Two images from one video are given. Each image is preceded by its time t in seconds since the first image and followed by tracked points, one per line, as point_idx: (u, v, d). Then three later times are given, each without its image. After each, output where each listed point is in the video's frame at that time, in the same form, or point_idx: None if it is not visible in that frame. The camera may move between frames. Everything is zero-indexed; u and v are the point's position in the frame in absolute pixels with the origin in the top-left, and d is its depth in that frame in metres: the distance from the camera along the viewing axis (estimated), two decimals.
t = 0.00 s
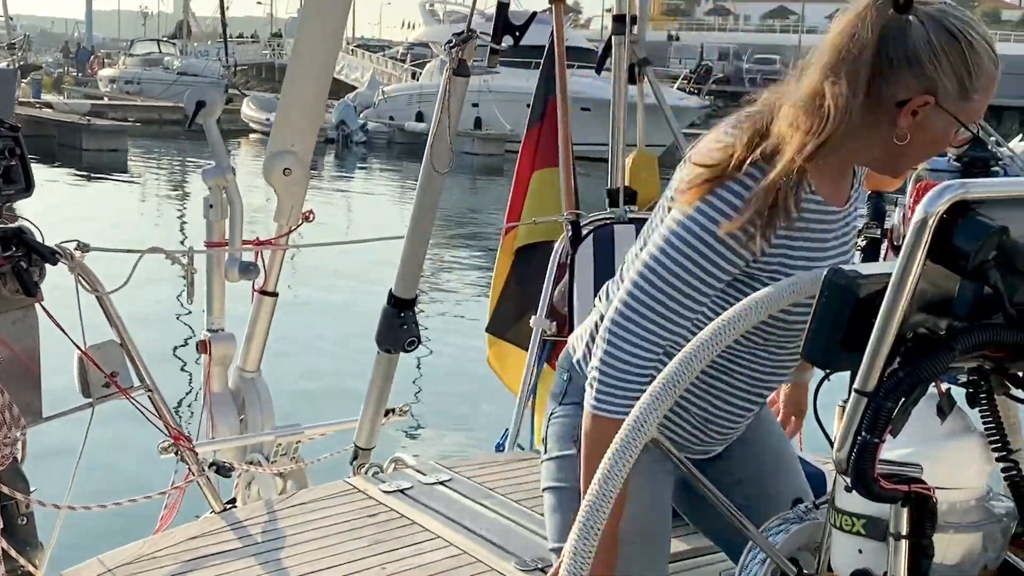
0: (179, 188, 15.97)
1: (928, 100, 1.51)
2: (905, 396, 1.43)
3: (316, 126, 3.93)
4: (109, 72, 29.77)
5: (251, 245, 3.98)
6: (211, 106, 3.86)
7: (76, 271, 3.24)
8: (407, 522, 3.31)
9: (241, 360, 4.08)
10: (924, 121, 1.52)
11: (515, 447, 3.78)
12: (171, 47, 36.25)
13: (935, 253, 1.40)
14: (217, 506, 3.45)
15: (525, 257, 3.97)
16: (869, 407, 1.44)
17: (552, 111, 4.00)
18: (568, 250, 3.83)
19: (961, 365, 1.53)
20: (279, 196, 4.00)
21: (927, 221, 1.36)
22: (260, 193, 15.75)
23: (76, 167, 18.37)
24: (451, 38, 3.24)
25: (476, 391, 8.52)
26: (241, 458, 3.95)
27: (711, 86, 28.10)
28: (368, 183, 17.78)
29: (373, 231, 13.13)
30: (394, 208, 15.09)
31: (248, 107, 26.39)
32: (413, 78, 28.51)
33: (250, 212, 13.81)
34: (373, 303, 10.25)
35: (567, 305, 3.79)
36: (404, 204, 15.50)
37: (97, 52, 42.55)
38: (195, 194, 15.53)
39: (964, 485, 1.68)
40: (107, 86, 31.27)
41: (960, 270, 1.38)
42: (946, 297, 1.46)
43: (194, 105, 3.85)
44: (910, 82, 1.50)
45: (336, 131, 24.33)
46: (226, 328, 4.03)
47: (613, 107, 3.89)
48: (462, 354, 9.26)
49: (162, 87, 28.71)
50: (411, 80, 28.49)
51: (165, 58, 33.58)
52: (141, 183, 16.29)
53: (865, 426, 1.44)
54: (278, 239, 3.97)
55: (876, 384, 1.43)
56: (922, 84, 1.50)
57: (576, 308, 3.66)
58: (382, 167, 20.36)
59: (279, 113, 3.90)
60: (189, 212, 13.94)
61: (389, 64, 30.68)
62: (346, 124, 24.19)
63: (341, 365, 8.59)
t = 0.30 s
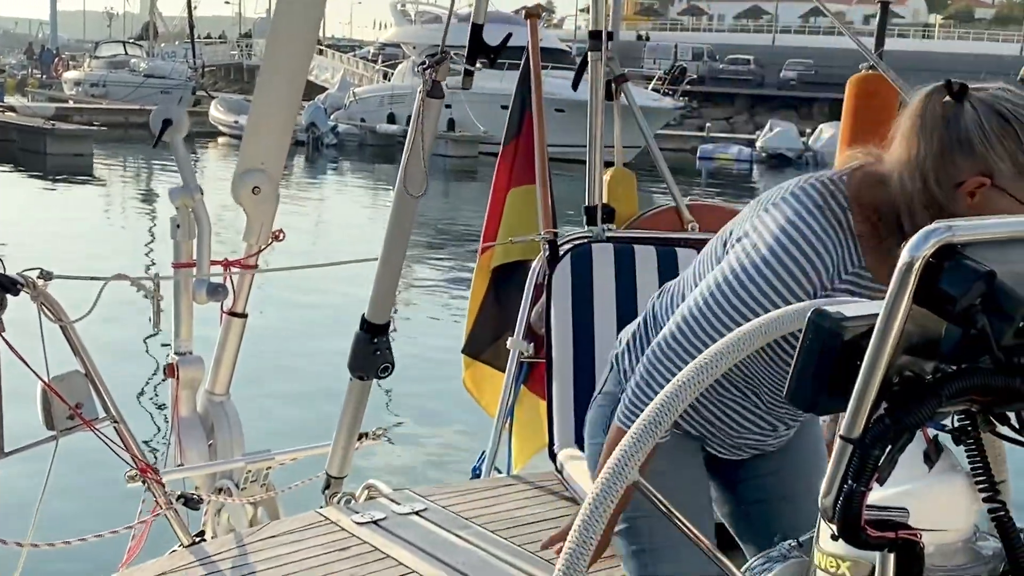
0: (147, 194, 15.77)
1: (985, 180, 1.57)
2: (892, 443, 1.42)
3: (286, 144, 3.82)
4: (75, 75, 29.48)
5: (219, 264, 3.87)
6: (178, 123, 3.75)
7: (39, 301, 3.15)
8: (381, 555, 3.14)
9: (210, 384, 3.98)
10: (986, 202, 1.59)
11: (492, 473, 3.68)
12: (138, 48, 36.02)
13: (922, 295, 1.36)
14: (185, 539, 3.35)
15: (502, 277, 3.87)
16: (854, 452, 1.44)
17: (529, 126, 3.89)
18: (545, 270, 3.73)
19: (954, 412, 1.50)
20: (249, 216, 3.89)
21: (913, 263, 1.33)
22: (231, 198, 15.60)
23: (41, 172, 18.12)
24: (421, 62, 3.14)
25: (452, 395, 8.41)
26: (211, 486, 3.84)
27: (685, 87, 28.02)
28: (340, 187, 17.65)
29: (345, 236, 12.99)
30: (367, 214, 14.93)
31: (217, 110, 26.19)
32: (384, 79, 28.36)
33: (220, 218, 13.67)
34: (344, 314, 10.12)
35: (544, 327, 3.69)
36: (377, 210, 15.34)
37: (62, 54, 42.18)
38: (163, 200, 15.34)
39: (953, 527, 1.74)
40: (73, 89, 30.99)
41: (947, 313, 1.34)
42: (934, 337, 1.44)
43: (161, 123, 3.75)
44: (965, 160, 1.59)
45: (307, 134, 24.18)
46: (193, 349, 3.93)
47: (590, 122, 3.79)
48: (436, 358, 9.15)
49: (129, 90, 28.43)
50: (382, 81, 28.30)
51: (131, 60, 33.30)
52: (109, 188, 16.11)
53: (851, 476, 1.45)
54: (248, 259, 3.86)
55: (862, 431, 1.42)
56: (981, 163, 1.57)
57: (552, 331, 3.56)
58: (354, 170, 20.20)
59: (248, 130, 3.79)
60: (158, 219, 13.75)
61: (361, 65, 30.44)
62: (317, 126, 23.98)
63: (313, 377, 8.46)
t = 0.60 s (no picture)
0: (118, 200, 15.53)
1: (910, 235, 1.92)
2: (924, 495, 1.39)
3: (269, 159, 3.70)
4: (43, 78, 29.08)
5: (201, 284, 3.74)
6: (157, 138, 3.62)
7: (15, 331, 3.00)
8: None
9: (190, 408, 3.87)
10: (917, 258, 1.93)
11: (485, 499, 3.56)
12: (108, 51, 35.54)
13: (956, 337, 1.34)
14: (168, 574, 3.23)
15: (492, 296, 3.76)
16: (886, 504, 1.41)
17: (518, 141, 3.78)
18: (537, 289, 3.62)
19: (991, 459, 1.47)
20: (230, 234, 3.76)
21: (948, 305, 1.32)
22: (206, 202, 15.44)
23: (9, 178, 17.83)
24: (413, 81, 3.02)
25: (434, 396, 8.29)
26: (193, 514, 3.73)
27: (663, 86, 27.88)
28: (317, 190, 17.51)
29: (322, 239, 12.80)
30: (344, 217, 14.73)
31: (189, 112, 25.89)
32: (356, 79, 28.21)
33: (194, 223, 13.51)
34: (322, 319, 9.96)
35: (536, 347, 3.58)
36: (354, 214, 15.15)
37: (31, 58, 41.61)
38: (135, 205, 15.11)
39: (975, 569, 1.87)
40: (41, 92, 30.56)
41: (983, 356, 1.32)
42: (968, 377, 1.42)
43: (139, 139, 3.61)
44: (891, 229, 1.94)
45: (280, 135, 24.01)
46: (173, 373, 3.79)
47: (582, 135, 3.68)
48: (416, 361, 9.03)
49: (98, 93, 28.06)
50: (356, 81, 28.05)
51: (101, 63, 32.89)
52: (80, 193, 15.92)
53: (883, 528, 1.41)
54: (230, 277, 3.74)
55: (894, 482, 1.40)
56: (902, 222, 1.93)
57: (545, 351, 3.43)
58: (330, 175, 19.98)
59: (230, 145, 3.67)
60: (129, 224, 13.53)
61: (335, 66, 30.17)
62: (292, 130, 23.54)
63: (290, 382, 8.28)
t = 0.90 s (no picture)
0: (100, 203, 15.37)
1: (838, 225, 2.09)
2: (1008, 547, 1.36)
3: (272, 171, 3.60)
4: (20, 78, 28.82)
5: (202, 301, 3.62)
6: (157, 153, 3.52)
7: (16, 358, 2.89)
8: None
9: (192, 428, 3.74)
10: (848, 250, 2.08)
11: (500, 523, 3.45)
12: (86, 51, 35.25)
13: None
14: None
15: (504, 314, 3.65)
16: (970, 558, 1.36)
17: (528, 151, 3.66)
18: (551, 305, 3.51)
19: None
20: (232, 248, 3.66)
21: None
22: (187, 206, 15.31)
23: None
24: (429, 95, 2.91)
25: (426, 397, 8.18)
26: (197, 540, 3.61)
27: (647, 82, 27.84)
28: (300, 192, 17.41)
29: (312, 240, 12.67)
30: (331, 218, 14.61)
31: (169, 112, 25.72)
32: (334, 80, 28.13)
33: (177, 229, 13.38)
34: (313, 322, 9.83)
35: (551, 366, 3.46)
36: (341, 215, 15.03)
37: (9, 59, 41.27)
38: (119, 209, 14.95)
39: None
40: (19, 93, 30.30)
41: None
42: None
43: (136, 153, 3.51)
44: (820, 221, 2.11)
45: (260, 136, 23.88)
46: (174, 393, 3.67)
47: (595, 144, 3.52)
48: (406, 361, 8.92)
49: (77, 94, 27.83)
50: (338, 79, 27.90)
51: (80, 63, 32.62)
52: (58, 197, 15.75)
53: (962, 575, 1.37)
54: (233, 294, 3.62)
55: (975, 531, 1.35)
56: (833, 219, 2.11)
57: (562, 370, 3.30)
58: (313, 176, 19.84)
59: (230, 158, 3.57)
60: (113, 228, 13.38)
61: (316, 64, 30.01)
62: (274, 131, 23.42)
63: (282, 382, 8.14)
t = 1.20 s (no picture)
0: (89, 203, 15.23)
1: (789, 177, 2.21)
2: None
3: (287, 179, 3.51)
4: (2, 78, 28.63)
5: (216, 315, 3.52)
6: (169, 165, 3.44)
7: (33, 381, 2.78)
8: None
9: (204, 445, 3.62)
10: (803, 193, 2.20)
11: (527, 543, 3.33)
12: (70, 51, 35.11)
13: None
14: None
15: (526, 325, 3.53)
16: None
17: (550, 156, 3.53)
18: (576, 316, 3.39)
19: None
20: (247, 261, 3.56)
21: None
22: (175, 207, 15.17)
23: None
24: (461, 104, 2.83)
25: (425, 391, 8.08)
26: (212, 562, 3.49)
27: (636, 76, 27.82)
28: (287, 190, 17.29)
29: (307, 240, 12.56)
30: (325, 218, 14.50)
31: (154, 111, 25.59)
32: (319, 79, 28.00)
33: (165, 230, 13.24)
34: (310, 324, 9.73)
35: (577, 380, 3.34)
36: (334, 214, 14.93)
37: None
38: (107, 210, 14.82)
39: None
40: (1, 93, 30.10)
41: None
42: None
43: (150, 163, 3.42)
44: (774, 175, 2.24)
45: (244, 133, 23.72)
46: (187, 409, 3.56)
47: (618, 151, 3.44)
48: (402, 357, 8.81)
49: (60, 94, 27.66)
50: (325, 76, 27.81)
51: (64, 62, 32.42)
52: (42, 198, 15.58)
53: None
54: (247, 307, 3.53)
55: None
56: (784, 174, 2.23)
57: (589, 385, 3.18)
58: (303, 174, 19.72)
59: (246, 166, 3.48)
60: (104, 229, 13.24)
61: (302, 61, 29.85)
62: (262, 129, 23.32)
63: (282, 385, 8.04)
